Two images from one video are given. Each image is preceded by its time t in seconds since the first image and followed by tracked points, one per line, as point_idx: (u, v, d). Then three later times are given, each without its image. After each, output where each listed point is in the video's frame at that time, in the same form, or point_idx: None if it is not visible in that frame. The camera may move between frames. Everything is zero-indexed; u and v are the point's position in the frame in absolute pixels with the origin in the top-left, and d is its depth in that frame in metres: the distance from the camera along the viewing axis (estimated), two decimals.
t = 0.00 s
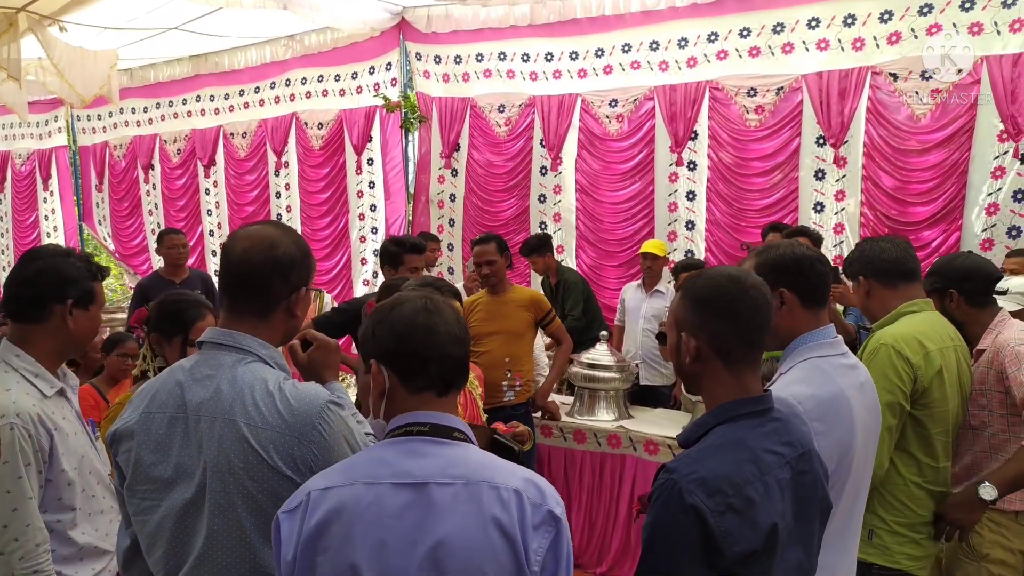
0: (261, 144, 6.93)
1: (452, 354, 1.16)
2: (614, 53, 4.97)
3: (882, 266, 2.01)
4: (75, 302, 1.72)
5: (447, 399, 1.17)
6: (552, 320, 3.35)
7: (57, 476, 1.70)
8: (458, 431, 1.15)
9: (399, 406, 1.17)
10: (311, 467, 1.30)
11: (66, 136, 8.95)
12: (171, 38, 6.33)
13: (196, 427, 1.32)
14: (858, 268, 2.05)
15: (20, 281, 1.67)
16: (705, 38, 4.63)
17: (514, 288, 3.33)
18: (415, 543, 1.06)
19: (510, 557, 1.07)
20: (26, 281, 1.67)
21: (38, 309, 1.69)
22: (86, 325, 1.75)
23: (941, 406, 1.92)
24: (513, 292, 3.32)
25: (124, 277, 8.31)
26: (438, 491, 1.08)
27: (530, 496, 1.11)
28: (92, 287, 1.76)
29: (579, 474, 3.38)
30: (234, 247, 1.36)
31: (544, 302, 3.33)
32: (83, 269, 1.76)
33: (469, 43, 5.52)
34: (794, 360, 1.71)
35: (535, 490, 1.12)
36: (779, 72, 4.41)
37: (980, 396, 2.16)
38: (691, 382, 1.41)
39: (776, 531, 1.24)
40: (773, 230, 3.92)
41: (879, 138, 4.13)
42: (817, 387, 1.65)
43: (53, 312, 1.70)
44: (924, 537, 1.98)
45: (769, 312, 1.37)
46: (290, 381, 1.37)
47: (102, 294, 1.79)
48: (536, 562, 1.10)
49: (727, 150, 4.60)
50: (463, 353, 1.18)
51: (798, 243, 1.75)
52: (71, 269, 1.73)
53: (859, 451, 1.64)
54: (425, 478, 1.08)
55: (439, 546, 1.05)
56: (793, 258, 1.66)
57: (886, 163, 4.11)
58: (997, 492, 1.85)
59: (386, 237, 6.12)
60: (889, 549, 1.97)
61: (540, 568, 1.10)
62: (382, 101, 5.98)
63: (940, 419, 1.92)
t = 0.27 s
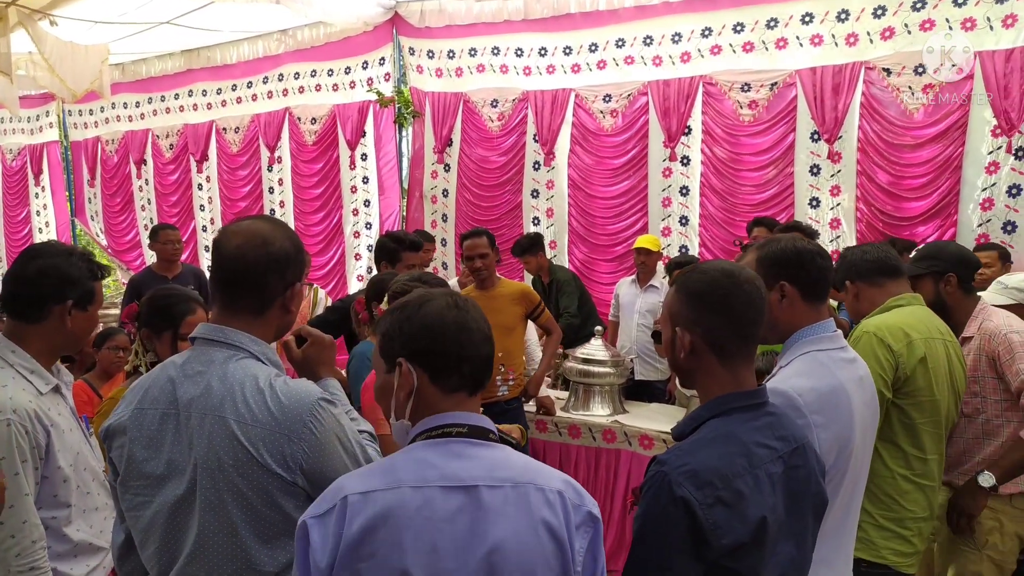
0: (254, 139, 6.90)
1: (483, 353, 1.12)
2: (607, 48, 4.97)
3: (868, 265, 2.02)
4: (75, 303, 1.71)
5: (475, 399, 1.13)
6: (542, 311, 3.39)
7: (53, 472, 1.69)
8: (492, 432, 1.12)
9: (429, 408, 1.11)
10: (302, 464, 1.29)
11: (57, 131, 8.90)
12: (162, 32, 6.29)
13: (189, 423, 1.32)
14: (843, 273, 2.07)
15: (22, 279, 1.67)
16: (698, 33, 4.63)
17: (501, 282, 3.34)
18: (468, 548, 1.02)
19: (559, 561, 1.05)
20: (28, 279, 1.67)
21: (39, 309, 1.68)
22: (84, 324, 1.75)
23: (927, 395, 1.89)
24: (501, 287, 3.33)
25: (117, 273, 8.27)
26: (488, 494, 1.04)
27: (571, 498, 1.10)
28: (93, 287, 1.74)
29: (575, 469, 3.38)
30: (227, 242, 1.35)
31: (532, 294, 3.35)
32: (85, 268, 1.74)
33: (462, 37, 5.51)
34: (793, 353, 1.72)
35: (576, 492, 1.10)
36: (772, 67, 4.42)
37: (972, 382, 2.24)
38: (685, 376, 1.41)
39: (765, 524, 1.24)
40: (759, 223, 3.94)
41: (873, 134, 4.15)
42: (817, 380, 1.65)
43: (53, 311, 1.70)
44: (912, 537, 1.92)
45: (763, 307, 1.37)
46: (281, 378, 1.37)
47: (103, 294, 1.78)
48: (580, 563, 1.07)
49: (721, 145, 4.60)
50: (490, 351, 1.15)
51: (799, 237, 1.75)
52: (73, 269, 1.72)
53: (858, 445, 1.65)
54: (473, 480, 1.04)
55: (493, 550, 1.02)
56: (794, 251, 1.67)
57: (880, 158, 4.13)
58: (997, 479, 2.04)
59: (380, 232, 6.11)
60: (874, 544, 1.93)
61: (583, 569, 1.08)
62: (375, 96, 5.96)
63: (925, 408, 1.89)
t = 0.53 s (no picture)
0: (254, 137, 6.89)
1: (475, 352, 1.13)
2: (607, 45, 4.96)
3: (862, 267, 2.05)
4: (80, 301, 1.71)
5: (470, 399, 1.14)
6: (538, 309, 3.39)
7: (55, 473, 1.69)
8: (490, 435, 1.12)
9: (427, 412, 1.11)
10: (299, 462, 1.30)
11: (57, 129, 8.89)
12: (161, 30, 6.29)
13: (187, 420, 1.32)
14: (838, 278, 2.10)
15: (26, 279, 1.66)
16: (698, 31, 4.62)
17: (499, 280, 3.34)
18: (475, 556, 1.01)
19: (563, 563, 1.06)
20: (33, 279, 1.66)
21: (44, 308, 1.68)
22: (88, 322, 1.75)
23: (920, 393, 1.88)
24: (498, 285, 3.32)
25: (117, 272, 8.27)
26: (491, 500, 1.04)
27: (572, 499, 1.10)
28: (96, 286, 1.75)
29: (575, 467, 3.38)
30: (227, 241, 1.35)
31: (530, 292, 3.35)
32: (89, 267, 1.75)
33: (462, 35, 5.50)
34: (796, 351, 1.72)
35: (576, 493, 1.11)
36: (772, 65, 4.41)
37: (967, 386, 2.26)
38: (683, 374, 1.41)
39: (751, 521, 1.24)
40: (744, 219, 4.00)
41: (874, 131, 4.14)
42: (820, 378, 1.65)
43: (57, 310, 1.69)
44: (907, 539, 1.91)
45: (761, 305, 1.37)
46: (279, 375, 1.37)
47: (106, 293, 1.78)
48: (583, 563, 1.09)
49: (721, 143, 4.59)
50: (483, 349, 1.15)
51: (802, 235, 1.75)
52: (77, 267, 1.72)
53: (860, 442, 1.64)
54: (477, 487, 1.04)
55: (500, 557, 1.01)
56: (799, 248, 1.67)
57: (880, 156, 4.12)
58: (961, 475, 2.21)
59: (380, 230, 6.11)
60: (869, 548, 1.95)
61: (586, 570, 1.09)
62: (375, 94, 5.95)
63: (917, 406, 1.88)
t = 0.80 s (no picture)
0: (248, 140, 6.88)
1: (417, 358, 1.08)
2: (601, 47, 4.97)
3: (851, 273, 2.06)
4: (78, 305, 1.71)
5: (415, 409, 1.09)
6: (533, 312, 3.39)
7: (51, 481, 1.69)
8: (436, 446, 1.07)
9: (371, 427, 1.06)
10: (292, 466, 1.29)
11: (51, 133, 8.87)
12: (155, 33, 6.28)
13: (180, 423, 1.32)
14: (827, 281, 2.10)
15: (23, 282, 1.66)
16: (692, 32, 4.63)
17: (494, 283, 3.34)
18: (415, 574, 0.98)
19: None
20: (30, 282, 1.66)
21: (41, 310, 1.68)
22: (85, 327, 1.74)
23: (909, 396, 1.88)
24: (492, 288, 3.32)
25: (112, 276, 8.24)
26: (432, 517, 1.00)
27: (521, 511, 1.07)
28: (94, 291, 1.75)
29: (572, 469, 3.39)
30: (222, 246, 1.35)
31: (524, 294, 3.35)
32: (87, 272, 1.75)
33: (456, 37, 5.50)
34: (792, 351, 1.72)
35: (525, 505, 1.08)
36: (766, 66, 4.43)
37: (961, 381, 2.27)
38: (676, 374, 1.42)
39: (741, 521, 1.24)
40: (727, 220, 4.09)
41: (868, 132, 4.15)
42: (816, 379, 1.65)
43: (55, 314, 1.69)
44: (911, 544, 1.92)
45: (754, 306, 1.37)
46: (272, 379, 1.37)
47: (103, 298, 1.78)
48: None
49: (715, 144, 4.61)
50: (426, 355, 1.10)
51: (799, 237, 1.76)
52: (75, 271, 1.72)
53: (857, 442, 1.64)
54: (417, 504, 1.00)
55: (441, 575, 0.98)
56: (796, 249, 1.68)
57: (874, 156, 4.13)
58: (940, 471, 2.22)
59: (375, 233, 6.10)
60: (871, 555, 1.94)
61: None
62: (370, 96, 5.95)
63: (909, 410, 1.88)
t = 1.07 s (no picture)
0: (247, 140, 6.88)
1: (315, 362, 1.01)
2: (599, 46, 4.97)
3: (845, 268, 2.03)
4: (77, 306, 1.71)
5: (319, 414, 1.03)
6: (532, 312, 3.37)
7: (50, 481, 1.69)
8: (346, 450, 1.03)
9: (275, 438, 1.01)
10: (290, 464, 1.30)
11: (50, 134, 8.86)
12: (154, 34, 6.28)
13: (177, 422, 1.32)
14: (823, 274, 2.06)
15: (22, 284, 1.65)
16: (690, 31, 4.63)
17: (493, 282, 3.34)
18: None
19: None
20: (29, 284, 1.66)
21: (40, 312, 1.67)
22: (84, 328, 1.75)
23: (907, 395, 1.87)
24: (489, 288, 3.32)
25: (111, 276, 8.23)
26: (340, 525, 0.96)
27: (434, 507, 1.05)
28: (92, 293, 1.75)
29: (571, 467, 3.39)
30: (211, 245, 1.38)
31: (523, 294, 3.34)
32: (86, 273, 1.75)
33: (455, 37, 5.50)
34: (789, 349, 1.72)
35: (438, 500, 1.06)
36: (764, 64, 4.43)
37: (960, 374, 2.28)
38: (677, 370, 1.42)
39: (740, 518, 1.24)
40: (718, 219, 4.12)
41: (867, 130, 4.15)
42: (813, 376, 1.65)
43: (54, 315, 1.69)
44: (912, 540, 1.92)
45: (757, 304, 1.37)
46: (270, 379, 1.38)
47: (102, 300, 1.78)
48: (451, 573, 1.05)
49: (713, 142, 4.61)
50: (328, 358, 1.04)
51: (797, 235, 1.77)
52: (75, 273, 1.72)
53: (855, 439, 1.65)
54: (323, 512, 0.95)
55: None
56: (792, 247, 1.68)
57: (873, 154, 4.13)
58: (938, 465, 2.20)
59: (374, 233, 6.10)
60: (875, 552, 1.95)
61: None
62: (368, 96, 5.95)
63: (907, 409, 1.88)
